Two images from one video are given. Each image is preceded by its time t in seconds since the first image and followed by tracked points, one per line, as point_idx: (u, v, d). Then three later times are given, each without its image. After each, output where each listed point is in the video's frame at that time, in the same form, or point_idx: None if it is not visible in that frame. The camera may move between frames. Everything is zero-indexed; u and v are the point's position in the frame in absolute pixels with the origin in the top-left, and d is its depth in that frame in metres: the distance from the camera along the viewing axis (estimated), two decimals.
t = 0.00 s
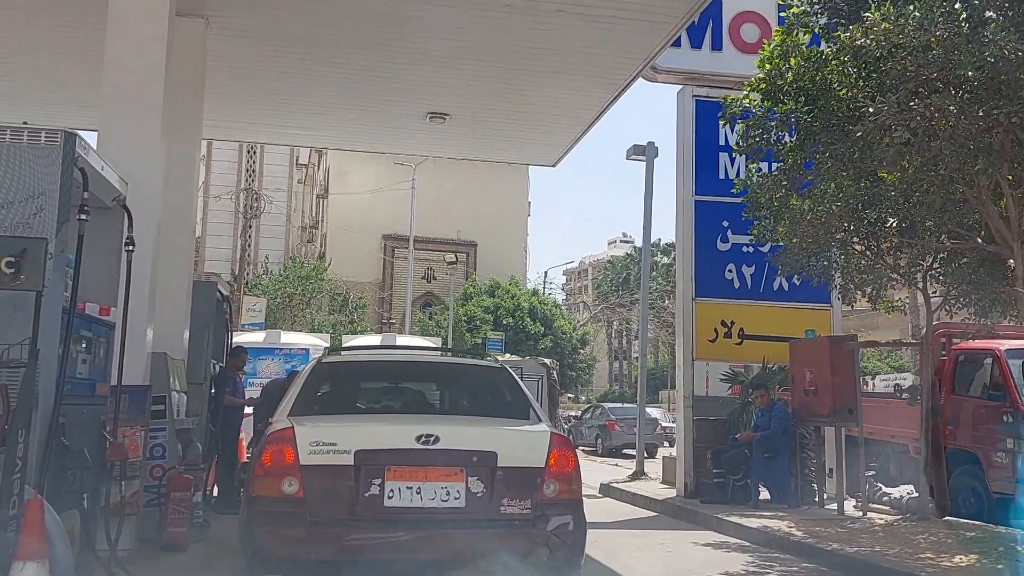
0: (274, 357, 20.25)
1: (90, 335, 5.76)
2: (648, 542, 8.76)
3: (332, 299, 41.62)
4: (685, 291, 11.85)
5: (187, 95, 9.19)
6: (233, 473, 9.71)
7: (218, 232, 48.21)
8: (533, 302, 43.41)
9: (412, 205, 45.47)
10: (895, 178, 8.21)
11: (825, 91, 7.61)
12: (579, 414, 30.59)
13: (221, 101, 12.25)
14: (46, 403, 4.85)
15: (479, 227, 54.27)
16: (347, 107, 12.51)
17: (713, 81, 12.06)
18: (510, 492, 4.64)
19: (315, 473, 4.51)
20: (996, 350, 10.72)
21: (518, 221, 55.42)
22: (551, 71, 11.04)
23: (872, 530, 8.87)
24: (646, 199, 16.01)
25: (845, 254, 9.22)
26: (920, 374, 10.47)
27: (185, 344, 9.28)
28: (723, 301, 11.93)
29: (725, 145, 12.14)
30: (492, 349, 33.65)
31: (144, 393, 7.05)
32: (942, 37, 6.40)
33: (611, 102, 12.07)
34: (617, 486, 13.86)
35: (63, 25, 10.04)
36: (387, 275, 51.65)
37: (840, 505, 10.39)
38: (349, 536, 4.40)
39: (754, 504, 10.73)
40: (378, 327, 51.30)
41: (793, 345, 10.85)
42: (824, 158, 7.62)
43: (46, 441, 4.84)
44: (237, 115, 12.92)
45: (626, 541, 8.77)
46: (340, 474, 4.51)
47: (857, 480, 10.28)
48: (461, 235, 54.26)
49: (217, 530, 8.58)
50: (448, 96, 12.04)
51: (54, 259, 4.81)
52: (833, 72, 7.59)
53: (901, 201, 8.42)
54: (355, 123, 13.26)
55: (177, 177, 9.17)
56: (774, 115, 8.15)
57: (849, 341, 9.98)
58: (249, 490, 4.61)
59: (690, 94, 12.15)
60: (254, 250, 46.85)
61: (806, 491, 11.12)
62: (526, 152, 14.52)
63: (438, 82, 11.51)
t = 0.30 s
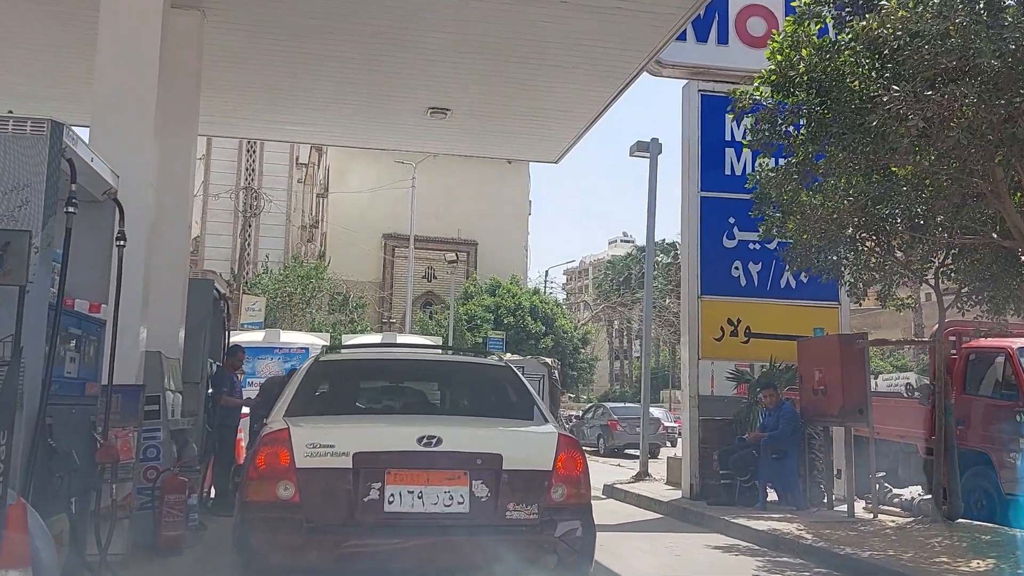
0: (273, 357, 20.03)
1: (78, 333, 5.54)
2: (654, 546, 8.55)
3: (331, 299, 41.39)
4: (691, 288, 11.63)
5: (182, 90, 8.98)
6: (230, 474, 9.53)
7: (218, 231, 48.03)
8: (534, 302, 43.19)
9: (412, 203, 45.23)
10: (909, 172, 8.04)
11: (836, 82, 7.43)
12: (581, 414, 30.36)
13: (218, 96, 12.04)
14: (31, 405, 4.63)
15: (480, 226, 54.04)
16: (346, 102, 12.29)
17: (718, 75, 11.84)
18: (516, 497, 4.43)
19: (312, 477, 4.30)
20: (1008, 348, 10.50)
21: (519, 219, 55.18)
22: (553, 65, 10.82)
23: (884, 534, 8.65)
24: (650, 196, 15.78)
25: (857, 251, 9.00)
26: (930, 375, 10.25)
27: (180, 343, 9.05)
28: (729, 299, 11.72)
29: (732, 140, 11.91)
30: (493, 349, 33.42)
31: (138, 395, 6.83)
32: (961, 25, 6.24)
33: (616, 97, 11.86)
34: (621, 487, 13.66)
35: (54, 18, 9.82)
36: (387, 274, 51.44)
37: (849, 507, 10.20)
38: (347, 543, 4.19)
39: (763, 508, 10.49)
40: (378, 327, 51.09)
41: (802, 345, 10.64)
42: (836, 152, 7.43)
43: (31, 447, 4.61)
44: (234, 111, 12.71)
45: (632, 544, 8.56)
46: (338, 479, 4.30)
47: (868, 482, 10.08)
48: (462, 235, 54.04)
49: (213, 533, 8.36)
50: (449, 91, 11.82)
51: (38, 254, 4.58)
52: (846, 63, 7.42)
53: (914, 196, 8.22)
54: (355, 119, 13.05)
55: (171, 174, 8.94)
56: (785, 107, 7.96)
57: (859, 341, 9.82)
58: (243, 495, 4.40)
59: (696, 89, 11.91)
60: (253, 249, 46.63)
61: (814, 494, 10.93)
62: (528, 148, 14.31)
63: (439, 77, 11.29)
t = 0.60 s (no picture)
0: (272, 357, 19.90)
1: (70, 332, 5.39)
2: (659, 549, 8.40)
3: (331, 299, 41.27)
4: (695, 287, 11.49)
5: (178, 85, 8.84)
6: (228, 475, 9.42)
7: (218, 231, 47.93)
8: (534, 302, 43.06)
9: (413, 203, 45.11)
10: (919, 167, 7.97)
11: (847, 75, 7.37)
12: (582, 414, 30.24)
13: (217, 93, 11.90)
14: (21, 407, 4.45)
15: (481, 226, 53.93)
16: (345, 99, 12.15)
17: (723, 71, 11.69)
18: (519, 501, 4.28)
19: (309, 481, 4.15)
20: (1018, 347, 10.34)
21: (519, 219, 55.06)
22: (556, 60, 10.67)
23: (893, 536, 8.50)
24: (653, 194, 15.64)
25: (865, 250, 8.86)
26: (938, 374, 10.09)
27: (178, 343, 8.91)
28: (734, 298, 11.57)
29: (736, 138, 11.79)
30: (494, 349, 33.29)
31: (133, 396, 6.68)
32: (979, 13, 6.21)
33: (619, 93, 11.72)
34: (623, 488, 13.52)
35: (49, 13, 9.68)
36: (387, 274, 51.32)
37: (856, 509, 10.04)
38: (345, 548, 4.04)
39: (769, 511, 10.36)
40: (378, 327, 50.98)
41: (808, 344, 10.49)
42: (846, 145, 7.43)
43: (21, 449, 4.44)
44: (232, 108, 12.57)
45: (637, 547, 8.41)
46: (336, 482, 4.15)
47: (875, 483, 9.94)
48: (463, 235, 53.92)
49: (209, 536, 8.22)
50: (449, 87, 11.68)
51: (29, 251, 4.38)
52: (856, 56, 7.36)
53: (924, 193, 8.14)
54: (354, 116, 12.91)
55: (167, 173, 8.80)
56: (794, 101, 7.91)
57: (865, 339, 9.66)
58: (238, 499, 4.25)
59: (700, 85, 11.84)
60: (253, 249, 46.51)
61: (822, 495, 10.77)
62: (530, 146, 14.17)
63: (439, 73, 11.16)
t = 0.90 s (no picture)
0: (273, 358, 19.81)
1: (67, 332, 5.32)
2: (662, 551, 8.31)
3: (331, 300, 41.22)
4: (697, 287, 11.42)
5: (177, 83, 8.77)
6: (227, 476, 9.52)
7: (218, 232, 47.90)
8: (535, 303, 43.01)
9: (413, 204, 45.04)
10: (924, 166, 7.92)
11: (853, 72, 7.32)
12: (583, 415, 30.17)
13: (215, 92, 11.83)
14: (16, 410, 4.37)
15: (481, 226, 53.86)
16: (345, 98, 12.08)
17: (724, 70, 11.60)
18: (521, 503, 4.20)
19: (309, 482, 4.08)
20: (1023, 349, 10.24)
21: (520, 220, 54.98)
22: (558, 59, 10.59)
23: (899, 538, 8.42)
24: (655, 194, 15.55)
25: (872, 250, 8.77)
26: (943, 376, 10.00)
27: (178, 343, 8.83)
28: (737, 299, 11.51)
29: (739, 137, 11.71)
30: (494, 350, 33.25)
31: (132, 398, 6.60)
32: (989, 8, 6.19)
33: (621, 92, 11.64)
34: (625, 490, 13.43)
35: (46, 11, 9.61)
36: (387, 274, 51.23)
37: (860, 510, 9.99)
38: (345, 552, 3.96)
39: (771, 512, 10.25)
40: (379, 328, 50.92)
41: (812, 345, 10.42)
42: (851, 143, 7.36)
43: (16, 452, 4.35)
44: (231, 107, 12.50)
45: (639, 549, 8.33)
46: (335, 484, 4.08)
47: (879, 485, 9.85)
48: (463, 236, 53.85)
49: (208, 539, 8.13)
50: (449, 86, 11.60)
51: (23, 249, 4.30)
52: (862, 52, 7.31)
53: (929, 192, 8.07)
54: (354, 115, 12.83)
55: (166, 172, 8.73)
56: (799, 99, 7.85)
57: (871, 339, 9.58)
58: (236, 502, 4.18)
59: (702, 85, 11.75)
60: (253, 250, 46.48)
61: (826, 496, 10.69)
62: (531, 145, 14.09)
63: (439, 71, 11.08)
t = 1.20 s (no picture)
0: (274, 359, 19.81)
1: (68, 333, 5.33)
2: (662, 552, 8.32)
3: (332, 300, 41.24)
4: (697, 288, 11.43)
5: (177, 84, 8.78)
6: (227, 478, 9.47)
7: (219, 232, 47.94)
8: (535, 303, 43.01)
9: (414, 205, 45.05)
10: (925, 166, 7.93)
11: (853, 73, 7.33)
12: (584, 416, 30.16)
13: (216, 92, 11.84)
14: (18, 411, 4.38)
15: (482, 227, 53.87)
16: (346, 99, 12.10)
17: (725, 71, 11.60)
18: (521, 505, 4.21)
19: (310, 483, 4.09)
20: None
21: (521, 220, 54.99)
22: (559, 60, 10.60)
23: (899, 539, 8.42)
24: (655, 194, 15.54)
25: (871, 250, 8.78)
26: (943, 377, 10.00)
27: (179, 343, 8.84)
28: (737, 299, 11.52)
29: (740, 137, 11.72)
30: (495, 351, 33.26)
31: (133, 398, 6.60)
32: (989, 9, 6.20)
33: (621, 92, 11.63)
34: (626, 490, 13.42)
35: (46, 12, 9.62)
36: (388, 275, 51.24)
37: (862, 511, 9.93)
38: (345, 553, 3.96)
39: (773, 514, 10.24)
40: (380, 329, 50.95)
41: (812, 346, 10.42)
42: (852, 144, 7.38)
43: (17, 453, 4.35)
44: (233, 108, 12.51)
45: (639, 550, 8.33)
46: (336, 485, 4.08)
47: (880, 486, 9.86)
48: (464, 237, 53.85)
49: (208, 540, 8.14)
50: (450, 87, 11.62)
51: (26, 250, 4.31)
52: (863, 52, 7.31)
53: (929, 192, 8.07)
54: (355, 116, 12.83)
55: (167, 173, 8.74)
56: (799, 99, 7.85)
57: (871, 341, 9.58)
58: (237, 503, 4.18)
59: (702, 85, 11.75)
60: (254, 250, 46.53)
61: (827, 497, 10.70)
62: (532, 146, 14.09)
63: (440, 72, 11.09)
